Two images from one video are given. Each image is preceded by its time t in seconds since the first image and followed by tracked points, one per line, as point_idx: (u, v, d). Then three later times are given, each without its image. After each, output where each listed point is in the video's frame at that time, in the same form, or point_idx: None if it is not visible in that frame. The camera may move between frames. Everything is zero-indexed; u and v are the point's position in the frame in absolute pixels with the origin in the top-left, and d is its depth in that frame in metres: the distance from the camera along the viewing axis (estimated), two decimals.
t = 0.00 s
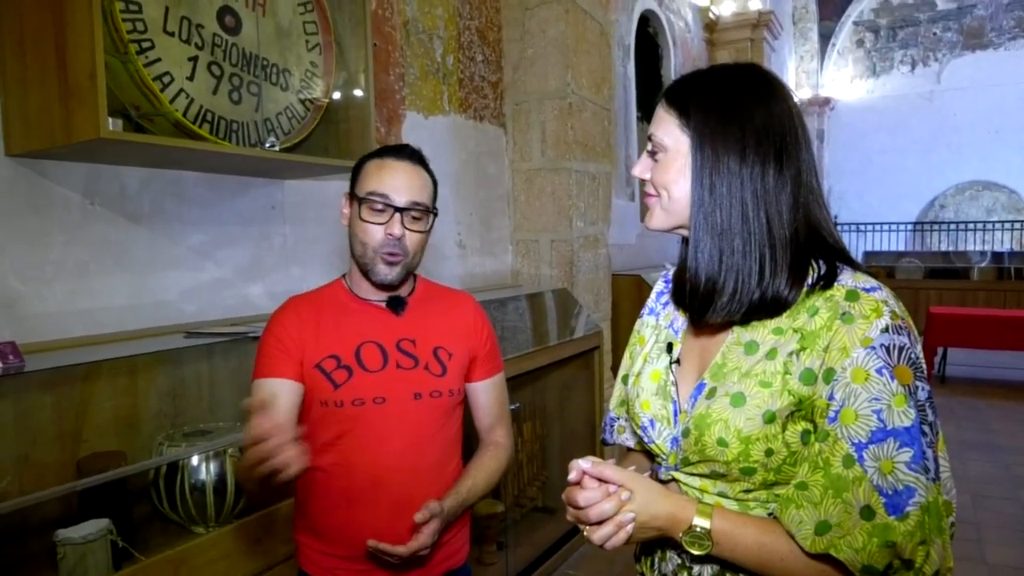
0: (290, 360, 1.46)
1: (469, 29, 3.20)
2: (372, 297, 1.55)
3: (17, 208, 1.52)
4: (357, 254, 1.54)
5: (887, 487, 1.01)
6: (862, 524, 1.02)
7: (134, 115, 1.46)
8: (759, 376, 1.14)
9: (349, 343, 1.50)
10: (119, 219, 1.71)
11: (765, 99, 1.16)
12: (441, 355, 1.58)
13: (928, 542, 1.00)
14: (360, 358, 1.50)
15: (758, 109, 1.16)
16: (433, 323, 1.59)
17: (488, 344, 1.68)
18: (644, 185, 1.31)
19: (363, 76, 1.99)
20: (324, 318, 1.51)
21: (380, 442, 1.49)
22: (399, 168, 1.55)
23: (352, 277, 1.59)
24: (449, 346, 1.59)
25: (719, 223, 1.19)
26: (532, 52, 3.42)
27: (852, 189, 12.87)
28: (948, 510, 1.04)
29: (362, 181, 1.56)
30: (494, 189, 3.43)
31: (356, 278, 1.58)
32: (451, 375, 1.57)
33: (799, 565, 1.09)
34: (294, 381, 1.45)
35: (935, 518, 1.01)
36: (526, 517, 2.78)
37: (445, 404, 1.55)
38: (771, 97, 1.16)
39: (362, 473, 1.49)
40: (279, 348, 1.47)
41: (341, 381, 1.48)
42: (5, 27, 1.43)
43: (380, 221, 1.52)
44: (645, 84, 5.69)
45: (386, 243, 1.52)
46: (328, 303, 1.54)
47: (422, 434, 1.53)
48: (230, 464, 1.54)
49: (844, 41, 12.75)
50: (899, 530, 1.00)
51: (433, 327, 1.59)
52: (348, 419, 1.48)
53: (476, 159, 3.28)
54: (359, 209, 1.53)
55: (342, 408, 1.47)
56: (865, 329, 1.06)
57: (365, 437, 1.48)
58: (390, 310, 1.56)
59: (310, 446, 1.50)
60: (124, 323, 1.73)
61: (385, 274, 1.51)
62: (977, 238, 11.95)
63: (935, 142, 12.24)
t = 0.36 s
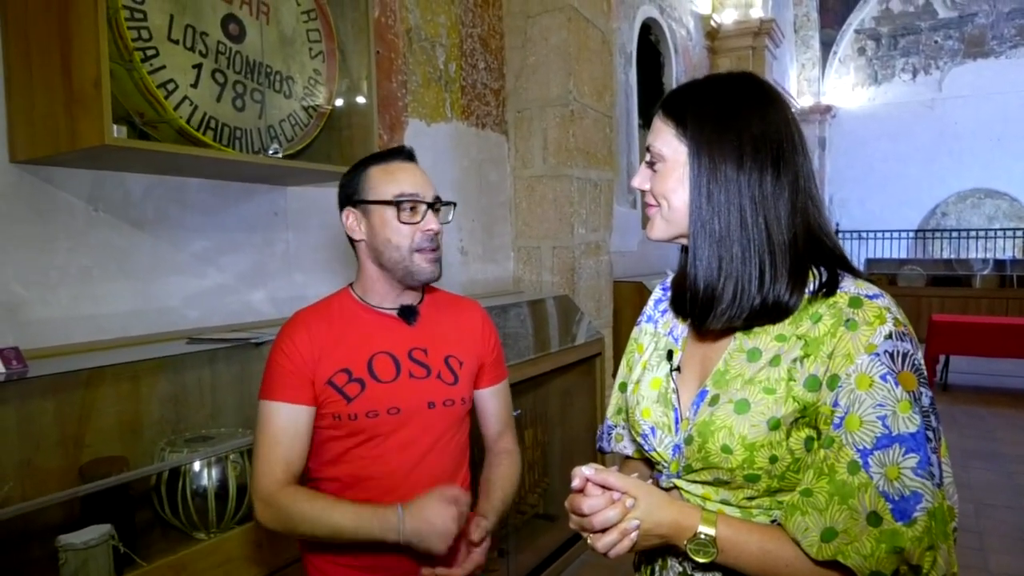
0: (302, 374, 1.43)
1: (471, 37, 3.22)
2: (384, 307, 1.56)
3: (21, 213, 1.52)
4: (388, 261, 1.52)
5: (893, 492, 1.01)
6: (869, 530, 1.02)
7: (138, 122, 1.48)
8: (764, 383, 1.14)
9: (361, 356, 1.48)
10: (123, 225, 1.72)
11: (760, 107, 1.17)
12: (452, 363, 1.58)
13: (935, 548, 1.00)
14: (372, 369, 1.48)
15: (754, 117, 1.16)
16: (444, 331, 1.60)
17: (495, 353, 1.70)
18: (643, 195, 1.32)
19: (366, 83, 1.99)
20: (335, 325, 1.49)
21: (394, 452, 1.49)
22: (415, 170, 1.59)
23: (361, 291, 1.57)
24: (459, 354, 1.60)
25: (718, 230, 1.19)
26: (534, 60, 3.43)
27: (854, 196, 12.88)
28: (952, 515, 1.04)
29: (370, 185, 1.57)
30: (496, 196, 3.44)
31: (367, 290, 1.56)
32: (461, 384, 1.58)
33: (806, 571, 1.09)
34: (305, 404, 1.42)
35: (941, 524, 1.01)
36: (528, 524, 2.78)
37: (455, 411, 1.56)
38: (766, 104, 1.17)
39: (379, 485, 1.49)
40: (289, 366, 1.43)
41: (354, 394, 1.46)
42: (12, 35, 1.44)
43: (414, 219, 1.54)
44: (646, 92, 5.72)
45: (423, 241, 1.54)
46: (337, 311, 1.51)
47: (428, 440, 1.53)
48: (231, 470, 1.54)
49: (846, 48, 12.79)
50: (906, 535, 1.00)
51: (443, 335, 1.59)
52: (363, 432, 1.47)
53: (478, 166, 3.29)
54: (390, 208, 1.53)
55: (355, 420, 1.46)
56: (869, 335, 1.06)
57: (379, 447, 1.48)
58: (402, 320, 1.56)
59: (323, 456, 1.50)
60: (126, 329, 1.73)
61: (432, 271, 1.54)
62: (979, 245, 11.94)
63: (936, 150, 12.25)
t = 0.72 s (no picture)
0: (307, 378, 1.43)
1: (473, 38, 3.22)
2: (383, 309, 1.55)
3: (22, 213, 1.53)
4: (393, 259, 1.52)
5: (888, 493, 1.00)
6: (863, 530, 1.03)
7: (140, 122, 1.48)
8: (760, 384, 1.13)
9: (359, 359, 1.48)
10: (124, 225, 1.72)
11: (759, 109, 1.17)
12: (450, 363, 1.57)
13: (927, 549, 1.01)
14: (371, 371, 1.48)
15: (752, 118, 1.16)
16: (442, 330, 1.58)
17: (493, 348, 1.65)
18: (641, 197, 1.32)
19: (367, 83, 1.99)
20: (335, 326, 1.49)
21: (395, 455, 1.48)
22: (404, 166, 1.59)
23: (359, 294, 1.56)
24: (458, 354, 1.58)
25: (713, 230, 1.19)
26: (536, 60, 3.43)
27: (856, 198, 12.87)
28: (946, 516, 1.04)
29: (360, 187, 1.57)
30: (497, 196, 3.44)
31: (366, 293, 1.55)
32: (458, 384, 1.56)
33: (800, 570, 1.09)
34: (312, 409, 1.42)
35: (935, 525, 1.01)
36: (528, 525, 2.77)
37: (453, 412, 1.55)
38: (764, 107, 1.17)
39: (381, 485, 1.48)
40: (289, 370, 1.42)
41: (354, 398, 1.45)
42: (14, 35, 1.44)
43: (413, 214, 1.55)
44: (648, 93, 5.73)
45: (426, 235, 1.55)
46: (338, 314, 1.51)
47: (425, 441, 1.51)
48: (232, 469, 1.54)
49: (848, 50, 12.79)
50: (900, 536, 1.00)
51: (442, 334, 1.58)
52: (365, 434, 1.47)
53: (480, 166, 3.29)
54: (387, 206, 1.53)
55: (355, 423, 1.46)
56: (866, 336, 1.06)
57: (380, 450, 1.48)
58: (398, 321, 1.54)
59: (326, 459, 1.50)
60: (127, 328, 1.74)
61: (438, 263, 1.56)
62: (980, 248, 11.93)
63: (938, 152, 12.24)
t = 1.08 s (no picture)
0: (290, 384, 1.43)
1: (473, 34, 3.21)
2: (370, 309, 1.52)
3: (21, 210, 1.52)
4: (381, 259, 1.50)
5: (878, 489, 1.01)
6: (853, 526, 1.03)
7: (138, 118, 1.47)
8: (753, 380, 1.13)
9: (344, 360, 1.45)
10: (123, 222, 1.72)
11: (758, 105, 1.16)
12: (436, 364, 1.53)
13: (918, 545, 1.01)
14: (356, 373, 1.45)
15: (751, 115, 1.16)
16: (429, 329, 1.54)
17: (481, 349, 1.60)
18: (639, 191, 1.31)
19: (367, 80, 1.99)
20: (322, 328, 1.47)
21: (381, 456, 1.46)
22: (389, 164, 1.57)
23: (348, 294, 1.53)
24: (445, 356, 1.54)
25: (711, 226, 1.19)
26: (535, 57, 3.43)
27: (856, 195, 12.86)
28: (938, 514, 1.04)
29: (346, 187, 1.54)
30: (496, 193, 3.44)
31: (355, 293, 1.53)
32: (446, 385, 1.53)
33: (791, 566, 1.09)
34: (299, 410, 1.42)
35: (925, 521, 1.01)
36: (527, 522, 2.77)
37: (440, 414, 1.52)
38: (764, 103, 1.17)
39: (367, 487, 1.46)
40: (277, 371, 1.41)
41: (338, 399, 1.44)
42: (11, 31, 1.44)
43: (400, 212, 1.53)
44: (648, 90, 5.73)
45: (413, 232, 1.53)
46: (326, 315, 1.49)
47: (408, 443, 1.48)
48: (230, 466, 1.55)
49: (849, 47, 12.77)
50: (890, 532, 1.00)
51: (430, 334, 1.54)
52: (351, 434, 1.45)
53: (480, 163, 3.29)
54: (374, 205, 1.51)
55: (340, 424, 1.44)
56: (858, 334, 1.06)
57: (367, 451, 1.46)
58: (387, 322, 1.51)
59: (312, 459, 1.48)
60: (126, 325, 1.73)
61: (427, 258, 1.53)
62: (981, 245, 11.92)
63: (939, 149, 12.23)
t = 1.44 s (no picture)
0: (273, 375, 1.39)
1: (467, 29, 3.21)
2: (353, 304, 1.47)
3: (12, 207, 1.51)
4: (362, 255, 1.44)
5: (859, 474, 1.00)
6: (834, 511, 1.02)
7: (131, 114, 1.46)
8: (739, 362, 1.13)
9: (326, 352, 1.40)
10: (115, 218, 1.71)
11: (759, 103, 1.18)
12: (419, 356, 1.47)
13: (897, 531, 1.01)
14: (338, 366, 1.40)
15: (753, 112, 1.17)
16: (414, 323, 1.49)
17: (466, 342, 1.55)
18: (652, 192, 1.27)
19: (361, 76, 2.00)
20: (305, 321, 1.42)
21: (363, 451, 1.41)
22: (372, 162, 1.51)
23: (332, 290, 1.48)
24: (429, 347, 1.49)
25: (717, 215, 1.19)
26: (530, 53, 3.42)
27: (850, 190, 12.91)
28: (920, 505, 1.05)
29: (328, 184, 1.49)
30: (491, 189, 3.43)
31: (338, 289, 1.48)
32: (429, 378, 1.47)
33: (774, 555, 1.08)
34: (282, 404, 1.38)
35: (905, 508, 1.01)
36: (523, 517, 2.78)
37: (424, 405, 1.46)
38: (765, 101, 1.18)
39: (350, 481, 1.41)
40: (261, 363, 1.37)
41: (320, 392, 1.39)
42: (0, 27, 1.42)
43: (381, 209, 1.47)
44: (642, 85, 5.74)
45: (395, 229, 1.47)
46: (310, 307, 1.44)
47: (392, 434, 1.43)
48: (226, 463, 1.55)
49: (842, 42, 12.79)
50: (870, 516, 1.01)
51: (414, 326, 1.49)
52: (333, 427, 1.40)
53: (474, 159, 3.29)
54: (354, 203, 1.45)
55: (323, 417, 1.39)
56: (845, 322, 1.05)
57: (351, 445, 1.41)
58: (368, 316, 1.46)
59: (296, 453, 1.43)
60: (120, 322, 1.73)
61: (410, 253, 1.47)
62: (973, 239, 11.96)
63: (932, 144, 12.27)
